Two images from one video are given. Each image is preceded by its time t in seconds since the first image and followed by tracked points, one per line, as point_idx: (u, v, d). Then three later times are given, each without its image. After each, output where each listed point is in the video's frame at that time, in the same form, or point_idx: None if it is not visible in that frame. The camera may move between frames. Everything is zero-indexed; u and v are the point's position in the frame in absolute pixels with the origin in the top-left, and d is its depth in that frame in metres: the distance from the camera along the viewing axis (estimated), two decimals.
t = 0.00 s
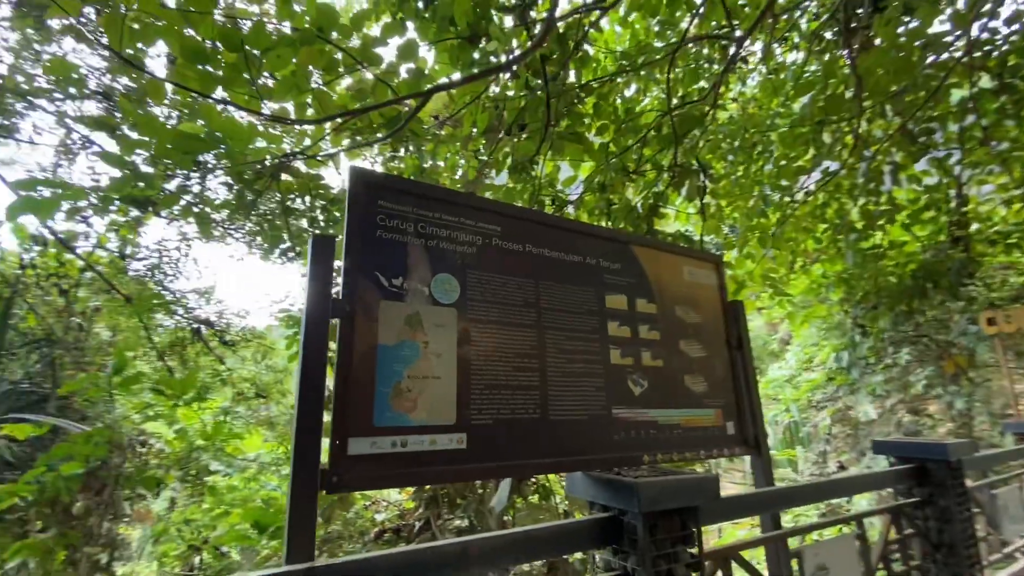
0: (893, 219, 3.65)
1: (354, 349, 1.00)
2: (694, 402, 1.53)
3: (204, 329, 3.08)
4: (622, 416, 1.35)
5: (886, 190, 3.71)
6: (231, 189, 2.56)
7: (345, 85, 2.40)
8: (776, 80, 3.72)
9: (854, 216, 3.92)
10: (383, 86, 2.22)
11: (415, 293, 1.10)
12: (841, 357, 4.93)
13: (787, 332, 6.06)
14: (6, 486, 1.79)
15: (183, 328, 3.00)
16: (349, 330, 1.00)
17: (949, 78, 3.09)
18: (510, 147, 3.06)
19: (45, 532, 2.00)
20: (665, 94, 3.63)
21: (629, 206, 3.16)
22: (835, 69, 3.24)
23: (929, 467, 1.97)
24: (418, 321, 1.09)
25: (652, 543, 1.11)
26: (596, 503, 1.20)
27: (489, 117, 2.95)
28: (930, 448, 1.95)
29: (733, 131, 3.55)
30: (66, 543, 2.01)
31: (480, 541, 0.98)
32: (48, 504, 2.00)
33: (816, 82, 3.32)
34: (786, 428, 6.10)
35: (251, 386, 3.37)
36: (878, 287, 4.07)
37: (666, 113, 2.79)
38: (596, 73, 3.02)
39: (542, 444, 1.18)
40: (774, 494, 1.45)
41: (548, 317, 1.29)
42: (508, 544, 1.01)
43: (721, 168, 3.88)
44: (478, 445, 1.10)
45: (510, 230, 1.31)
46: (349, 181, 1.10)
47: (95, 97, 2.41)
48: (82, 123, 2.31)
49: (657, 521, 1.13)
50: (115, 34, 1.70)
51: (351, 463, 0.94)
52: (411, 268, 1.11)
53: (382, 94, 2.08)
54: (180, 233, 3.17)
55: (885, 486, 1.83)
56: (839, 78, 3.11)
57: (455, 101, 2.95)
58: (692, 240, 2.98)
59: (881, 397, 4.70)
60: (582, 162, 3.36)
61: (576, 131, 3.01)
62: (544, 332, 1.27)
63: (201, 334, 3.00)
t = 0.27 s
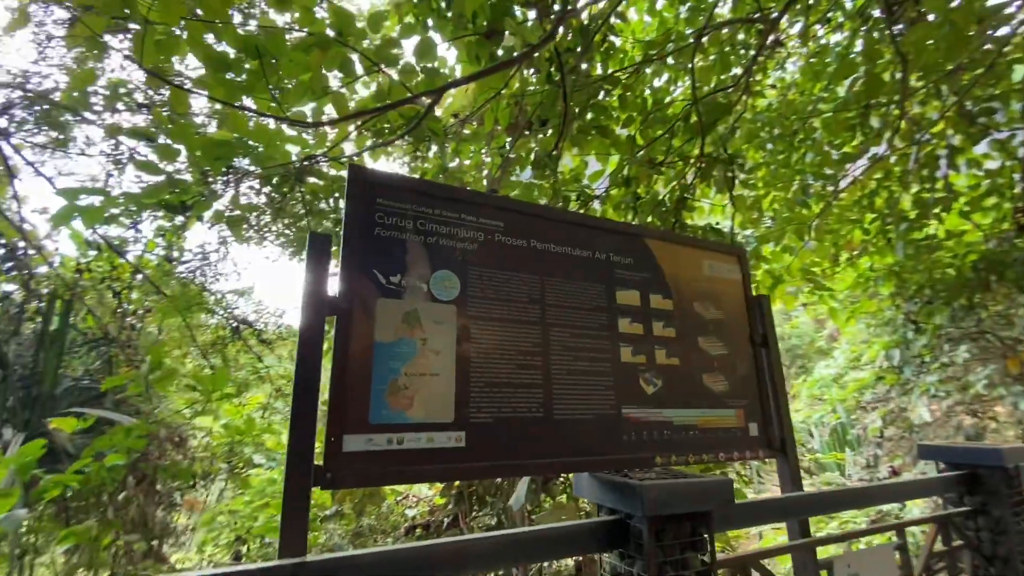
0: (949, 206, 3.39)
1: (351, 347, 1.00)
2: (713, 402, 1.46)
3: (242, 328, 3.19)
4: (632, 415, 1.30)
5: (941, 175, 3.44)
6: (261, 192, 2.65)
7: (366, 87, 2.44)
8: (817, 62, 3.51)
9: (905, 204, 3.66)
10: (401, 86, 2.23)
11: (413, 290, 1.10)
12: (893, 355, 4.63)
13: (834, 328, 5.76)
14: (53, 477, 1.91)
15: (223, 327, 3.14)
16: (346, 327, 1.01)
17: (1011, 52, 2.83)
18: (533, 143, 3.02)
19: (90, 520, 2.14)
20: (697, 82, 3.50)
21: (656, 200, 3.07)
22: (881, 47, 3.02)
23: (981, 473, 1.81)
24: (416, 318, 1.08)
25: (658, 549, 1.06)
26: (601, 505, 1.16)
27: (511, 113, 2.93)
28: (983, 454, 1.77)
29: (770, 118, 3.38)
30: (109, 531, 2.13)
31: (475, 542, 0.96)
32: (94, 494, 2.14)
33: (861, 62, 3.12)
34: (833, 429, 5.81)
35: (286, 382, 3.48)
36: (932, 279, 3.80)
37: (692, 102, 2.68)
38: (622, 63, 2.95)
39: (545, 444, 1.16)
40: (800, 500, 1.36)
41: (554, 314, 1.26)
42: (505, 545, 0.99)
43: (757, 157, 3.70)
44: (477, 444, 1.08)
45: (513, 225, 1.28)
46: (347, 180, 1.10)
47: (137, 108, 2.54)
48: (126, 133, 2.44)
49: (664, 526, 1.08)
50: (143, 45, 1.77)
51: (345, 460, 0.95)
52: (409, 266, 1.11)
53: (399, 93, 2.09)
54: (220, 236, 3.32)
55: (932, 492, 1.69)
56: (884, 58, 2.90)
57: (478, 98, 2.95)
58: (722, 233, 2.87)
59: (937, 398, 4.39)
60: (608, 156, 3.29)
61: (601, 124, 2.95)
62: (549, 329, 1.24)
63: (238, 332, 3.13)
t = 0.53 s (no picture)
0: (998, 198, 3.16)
1: (344, 346, 1.02)
2: (723, 405, 1.41)
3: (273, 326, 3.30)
4: (636, 417, 1.27)
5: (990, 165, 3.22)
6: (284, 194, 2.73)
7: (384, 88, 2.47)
8: (853, 49, 3.34)
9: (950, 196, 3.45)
10: (415, 88, 2.26)
11: (407, 290, 1.10)
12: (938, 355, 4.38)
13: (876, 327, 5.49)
14: (89, 467, 2.03)
15: (253, 325, 3.26)
16: (339, 326, 1.02)
17: None
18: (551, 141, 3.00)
19: (125, 508, 2.26)
20: (726, 74, 3.39)
21: (678, 196, 3.00)
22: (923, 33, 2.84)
23: None
24: (410, 317, 1.09)
25: (655, 556, 1.03)
26: (600, 509, 1.14)
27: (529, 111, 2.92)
28: None
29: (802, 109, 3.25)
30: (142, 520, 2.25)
31: (464, 543, 0.96)
32: (128, 484, 2.26)
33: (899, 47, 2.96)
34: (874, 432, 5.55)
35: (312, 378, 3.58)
36: (981, 276, 3.57)
37: (714, 94, 2.60)
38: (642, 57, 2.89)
39: (542, 445, 1.14)
40: (818, 509, 1.29)
41: (553, 313, 1.24)
42: (496, 547, 0.98)
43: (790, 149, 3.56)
44: (471, 444, 1.07)
45: (513, 224, 1.27)
46: (343, 181, 1.11)
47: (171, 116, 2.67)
48: (161, 141, 2.56)
49: (663, 533, 1.05)
50: (168, 57, 1.86)
51: (337, 457, 0.96)
52: (404, 265, 1.11)
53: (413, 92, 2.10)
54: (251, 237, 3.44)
55: (970, 505, 1.58)
56: (922, 42, 2.74)
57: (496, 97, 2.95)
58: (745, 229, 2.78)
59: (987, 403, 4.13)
60: (629, 152, 3.23)
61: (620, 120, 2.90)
62: (548, 329, 1.22)
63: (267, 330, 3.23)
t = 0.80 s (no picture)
0: None
1: (338, 347, 1.01)
2: (736, 412, 1.35)
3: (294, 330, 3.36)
4: (642, 423, 1.22)
5: None
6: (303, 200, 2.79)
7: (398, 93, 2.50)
8: (884, 42, 3.21)
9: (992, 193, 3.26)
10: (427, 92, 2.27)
11: (404, 291, 1.09)
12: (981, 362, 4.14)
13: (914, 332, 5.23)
14: (113, 465, 2.09)
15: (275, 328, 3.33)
16: (334, 328, 1.02)
17: None
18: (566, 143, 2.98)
19: (148, 506, 2.32)
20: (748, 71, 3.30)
21: (698, 196, 2.93)
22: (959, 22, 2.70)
23: None
24: (406, 319, 1.08)
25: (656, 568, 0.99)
26: (601, 518, 1.10)
27: (543, 113, 2.90)
28: None
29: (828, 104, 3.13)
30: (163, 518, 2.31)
31: (457, 549, 0.94)
32: (151, 482, 2.32)
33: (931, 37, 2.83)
34: (912, 442, 5.30)
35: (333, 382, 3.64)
36: None
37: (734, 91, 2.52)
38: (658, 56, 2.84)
39: (541, 450, 1.11)
40: (836, 522, 1.22)
41: (554, 315, 1.21)
42: (489, 555, 0.96)
43: (818, 147, 3.44)
44: (467, 448, 1.05)
45: (513, 224, 1.25)
46: (341, 182, 1.12)
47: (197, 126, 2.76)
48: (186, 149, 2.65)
49: (664, 544, 1.01)
50: (187, 68, 1.94)
51: (330, 459, 0.95)
52: (401, 266, 1.10)
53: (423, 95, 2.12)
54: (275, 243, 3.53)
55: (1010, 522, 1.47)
56: (957, 31, 2.61)
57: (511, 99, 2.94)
58: (767, 229, 2.69)
59: None
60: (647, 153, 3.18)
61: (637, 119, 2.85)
62: (549, 332, 1.19)
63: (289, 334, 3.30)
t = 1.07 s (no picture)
0: None
1: (335, 355, 0.99)
2: (756, 424, 1.27)
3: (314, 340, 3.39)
4: (653, 436, 1.16)
5: None
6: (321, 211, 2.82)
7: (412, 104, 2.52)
8: (915, 40, 3.08)
9: None
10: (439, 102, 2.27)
11: (403, 298, 1.07)
12: None
13: (956, 342, 4.96)
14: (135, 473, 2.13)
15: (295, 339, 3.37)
16: (331, 335, 1.00)
17: None
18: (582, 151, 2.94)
19: (168, 514, 2.35)
20: (770, 74, 3.21)
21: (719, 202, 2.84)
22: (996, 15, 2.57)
23: None
24: (406, 326, 1.05)
25: None
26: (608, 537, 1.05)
27: (558, 120, 2.87)
28: None
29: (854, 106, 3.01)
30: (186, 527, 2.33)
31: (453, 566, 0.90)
32: (171, 491, 2.35)
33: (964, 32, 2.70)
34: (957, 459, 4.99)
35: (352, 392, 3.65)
36: None
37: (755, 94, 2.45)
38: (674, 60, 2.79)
39: (545, 463, 1.06)
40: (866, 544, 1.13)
41: (560, 323, 1.17)
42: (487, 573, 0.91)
43: (846, 150, 3.31)
44: (467, 460, 1.01)
45: (517, 230, 1.22)
46: (341, 189, 1.11)
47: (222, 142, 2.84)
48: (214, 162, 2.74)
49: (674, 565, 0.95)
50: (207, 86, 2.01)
51: (325, 470, 0.93)
52: (400, 273, 1.08)
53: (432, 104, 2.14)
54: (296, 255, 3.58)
55: None
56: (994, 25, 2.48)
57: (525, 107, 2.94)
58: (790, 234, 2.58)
59: None
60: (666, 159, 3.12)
61: (653, 125, 2.80)
62: (554, 339, 1.15)
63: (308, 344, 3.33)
